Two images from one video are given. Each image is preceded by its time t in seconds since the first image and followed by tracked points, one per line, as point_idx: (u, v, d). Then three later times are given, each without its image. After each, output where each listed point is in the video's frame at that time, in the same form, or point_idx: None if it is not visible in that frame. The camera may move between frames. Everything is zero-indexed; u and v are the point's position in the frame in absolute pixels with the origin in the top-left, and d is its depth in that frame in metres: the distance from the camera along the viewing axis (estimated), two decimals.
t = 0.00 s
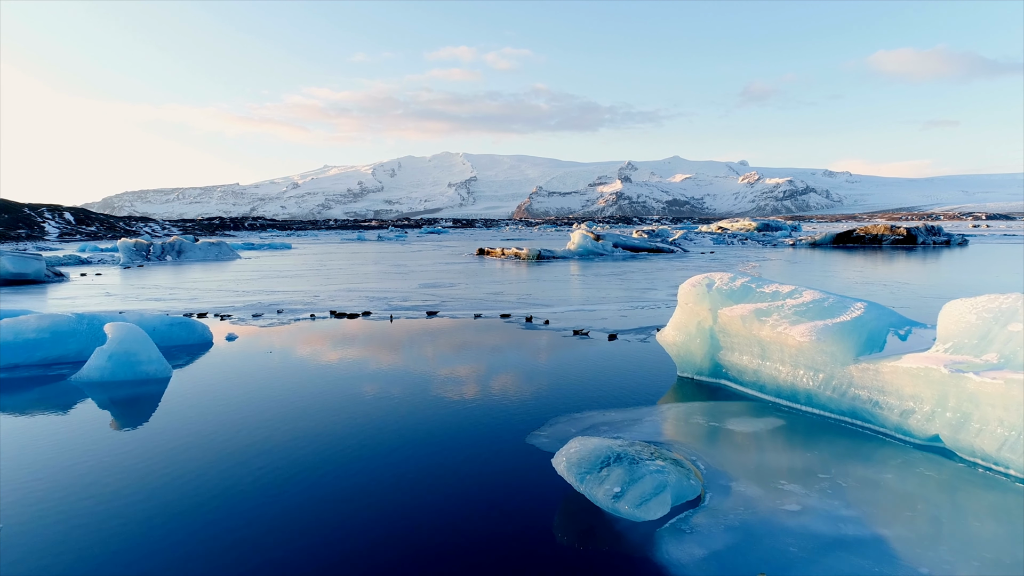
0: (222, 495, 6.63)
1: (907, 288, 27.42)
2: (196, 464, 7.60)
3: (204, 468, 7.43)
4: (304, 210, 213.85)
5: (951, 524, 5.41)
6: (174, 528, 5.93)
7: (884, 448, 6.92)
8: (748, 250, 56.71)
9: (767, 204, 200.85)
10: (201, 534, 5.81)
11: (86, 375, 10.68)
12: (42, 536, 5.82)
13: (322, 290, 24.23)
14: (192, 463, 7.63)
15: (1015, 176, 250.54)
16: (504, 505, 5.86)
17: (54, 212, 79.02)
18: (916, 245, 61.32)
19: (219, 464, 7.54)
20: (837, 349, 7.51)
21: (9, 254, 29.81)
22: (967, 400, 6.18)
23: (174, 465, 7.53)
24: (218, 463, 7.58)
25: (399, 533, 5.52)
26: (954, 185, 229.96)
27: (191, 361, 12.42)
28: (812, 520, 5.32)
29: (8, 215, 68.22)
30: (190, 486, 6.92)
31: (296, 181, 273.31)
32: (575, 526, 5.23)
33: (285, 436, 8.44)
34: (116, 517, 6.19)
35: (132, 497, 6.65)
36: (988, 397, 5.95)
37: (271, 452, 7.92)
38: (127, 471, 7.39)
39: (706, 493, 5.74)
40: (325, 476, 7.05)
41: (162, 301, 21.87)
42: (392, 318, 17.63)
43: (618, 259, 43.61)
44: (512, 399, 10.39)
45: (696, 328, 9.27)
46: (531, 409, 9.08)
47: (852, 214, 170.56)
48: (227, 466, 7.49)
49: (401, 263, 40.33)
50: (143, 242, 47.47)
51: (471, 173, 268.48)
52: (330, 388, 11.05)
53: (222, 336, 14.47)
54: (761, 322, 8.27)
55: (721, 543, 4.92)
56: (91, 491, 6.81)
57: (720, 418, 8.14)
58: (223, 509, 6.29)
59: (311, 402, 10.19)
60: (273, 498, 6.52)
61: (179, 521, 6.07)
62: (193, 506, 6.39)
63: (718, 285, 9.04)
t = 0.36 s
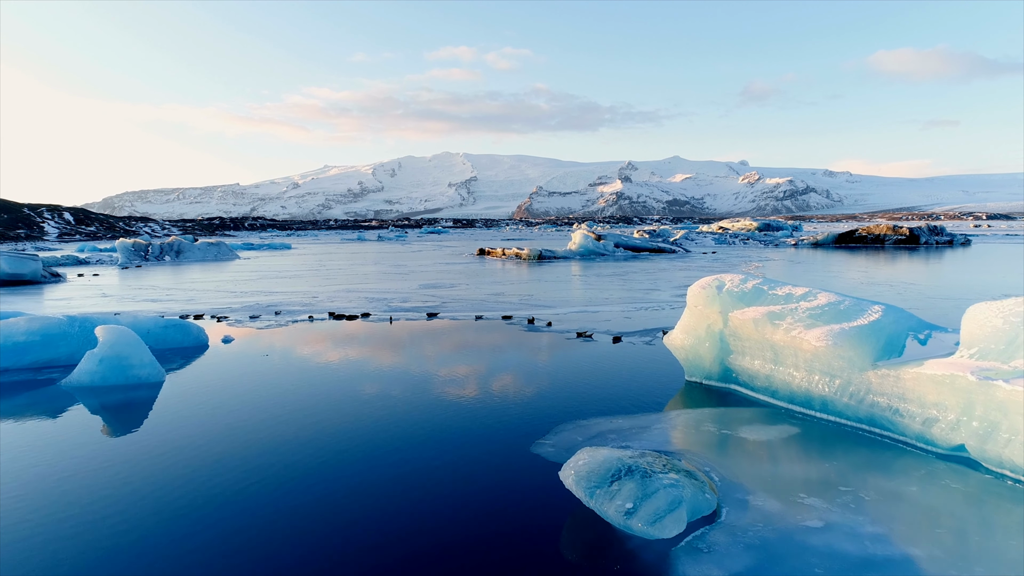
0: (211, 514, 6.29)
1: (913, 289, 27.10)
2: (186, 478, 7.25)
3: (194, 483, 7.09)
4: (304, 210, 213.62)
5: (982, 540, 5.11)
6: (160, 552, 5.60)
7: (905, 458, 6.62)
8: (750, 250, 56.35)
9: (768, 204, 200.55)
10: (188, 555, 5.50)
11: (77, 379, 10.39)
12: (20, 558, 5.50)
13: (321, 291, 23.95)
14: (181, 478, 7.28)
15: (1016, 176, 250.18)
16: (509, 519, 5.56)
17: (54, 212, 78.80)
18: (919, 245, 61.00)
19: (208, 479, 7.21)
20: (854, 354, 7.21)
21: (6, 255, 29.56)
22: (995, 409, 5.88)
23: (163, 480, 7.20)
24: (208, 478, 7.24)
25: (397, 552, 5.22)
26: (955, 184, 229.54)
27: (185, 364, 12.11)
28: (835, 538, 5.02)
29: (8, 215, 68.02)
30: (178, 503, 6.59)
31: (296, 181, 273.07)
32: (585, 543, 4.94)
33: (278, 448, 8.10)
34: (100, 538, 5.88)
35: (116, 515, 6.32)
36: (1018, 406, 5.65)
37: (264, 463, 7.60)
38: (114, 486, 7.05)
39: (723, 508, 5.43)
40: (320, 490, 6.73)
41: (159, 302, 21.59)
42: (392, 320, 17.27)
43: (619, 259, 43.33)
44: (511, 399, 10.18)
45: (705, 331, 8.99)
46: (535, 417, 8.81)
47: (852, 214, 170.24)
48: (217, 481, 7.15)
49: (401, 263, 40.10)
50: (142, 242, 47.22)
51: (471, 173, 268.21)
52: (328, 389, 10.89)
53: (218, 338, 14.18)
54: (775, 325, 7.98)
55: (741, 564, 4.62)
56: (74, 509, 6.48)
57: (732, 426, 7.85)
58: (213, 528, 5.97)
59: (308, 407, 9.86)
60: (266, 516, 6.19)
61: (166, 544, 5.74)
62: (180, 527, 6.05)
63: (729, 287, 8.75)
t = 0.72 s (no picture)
0: (200, 525, 5.99)
1: (918, 289, 26.80)
2: (175, 486, 6.95)
3: (183, 491, 6.79)
4: (304, 210, 213.37)
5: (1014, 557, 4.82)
6: (145, 567, 5.31)
7: (926, 468, 6.33)
8: (752, 250, 56.07)
9: (768, 204, 200.24)
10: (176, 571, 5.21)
11: (68, 384, 10.12)
12: None
13: (320, 292, 23.65)
14: (170, 486, 6.97)
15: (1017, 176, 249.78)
16: (513, 534, 5.27)
17: (53, 211, 78.62)
18: (921, 245, 60.66)
19: (199, 487, 6.90)
20: (871, 359, 6.94)
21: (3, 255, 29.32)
22: None
23: (151, 489, 6.90)
24: (198, 486, 6.94)
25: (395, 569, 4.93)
26: (956, 185, 229.07)
27: (179, 368, 11.83)
28: (860, 557, 4.73)
29: (7, 215, 67.84)
30: (166, 514, 6.28)
31: (296, 181, 272.93)
32: (594, 562, 4.65)
33: (272, 454, 7.82)
34: (82, 551, 5.59)
35: (100, 527, 6.01)
36: None
37: (257, 471, 7.31)
38: (99, 495, 6.75)
39: (738, 523, 5.15)
40: (315, 499, 6.45)
41: (156, 303, 21.33)
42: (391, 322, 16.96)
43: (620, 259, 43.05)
44: (511, 399, 9.98)
45: (714, 335, 8.72)
46: (534, 421, 8.52)
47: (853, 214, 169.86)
48: (208, 488, 6.86)
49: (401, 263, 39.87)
50: (141, 242, 46.98)
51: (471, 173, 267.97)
52: (327, 390, 10.71)
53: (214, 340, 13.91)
54: (788, 329, 7.70)
55: None
56: (55, 520, 6.18)
57: (743, 433, 7.56)
58: (202, 541, 5.68)
59: (304, 410, 9.58)
60: (258, 526, 5.90)
61: (152, 557, 5.45)
62: (166, 540, 5.75)
63: (739, 288, 8.48)
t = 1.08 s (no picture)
0: (188, 545, 5.66)
1: (924, 289, 26.43)
2: (162, 500, 6.61)
3: (171, 506, 6.45)
4: (304, 210, 213.05)
5: None
6: None
7: (952, 480, 6.04)
8: (754, 250, 55.71)
9: (769, 204, 199.79)
10: None
11: (56, 390, 9.81)
12: None
13: (319, 293, 23.34)
14: (157, 500, 6.64)
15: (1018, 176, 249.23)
16: (518, 553, 4.97)
17: (52, 211, 78.39)
18: (924, 245, 60.27)
19: (188, 501, 6.57)
20: (892, 365, 6.64)
21: None
22: None
23: (137, 504, 6.56)
24: (186, 500, 6.60)
25: None
26: (958, 185, 228.52)
27: (172, 372, 11.51)
28: None
29: (6, 215, 67.58)
30: (153, 532, 5.95)
31: (296, 181, 272.59)
32: None
33: (265, 464, 7.49)
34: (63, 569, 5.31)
35: (80, 545, 5.67)
36: None
37: (249, 483, 6.98)
38: (82, 510, 6.41)
39: (759, 543, 4.85)
40: (310, 515, 6.14)
41: (152, 305, 21.02)
42: (391, 323, 16.63)
43: (622, 259, 42.77)
44: (512, 399, 9.80)
45: (725, 339, 8.41)
46: (538, 419, 8.72)
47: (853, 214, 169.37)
48: (197, 503, 6.52)
49: (401, 263, 39.63)
50: (139, 242, 46.69)
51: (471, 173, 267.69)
52: (329, 389, 10.65)
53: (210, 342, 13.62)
54: (803, 333, 7.40)
55: None
56: (35, 537, 5.86)
57: (757, 442, 7.24)
58: (189, 561, 5.36)
59: (300, 417, 9.27)
60: (249, 545, 5.58)
61: None
62: (152, 561, 5.43)
63: (751, 290, 8.19)
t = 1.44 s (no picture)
0: (176, 562, 5.36)
1: (931, 289, 26.08)
2: (150, 514, 6.28)
3: (159, 519, 6.15)
4: (304, 211, 212.81)
5: None
6: None
7: (980, 492, 5.73)
8: (757, 250, 55.33)
9: (769, 203, 199.39)
10: None
11: (45, 396, 9.51)
12: None
13: (317, 294, 23.03)
14: (144, 513, 6.32)
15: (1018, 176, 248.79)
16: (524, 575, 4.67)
17: (52, 212, 78.17)
18: (927, 245, 59.92)
19: (177, 514, 6.26)
20: (914, 372, 6.35)
21: None
22: None
23: (124, 517, 6.23)
24: (176, 512, 6.28)
25: None
26: (959, 184, 227.82)
27: (166, 376, 11.22)
28: None
29: (5, 215, 67.37)
30: (140, 549, 5.60)
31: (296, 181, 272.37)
32: None
33: (260, 473, 7.19)
34: None
35: (62, 563, 5.35)
36: None
37: (243, 493, 6.68)
38: (65, 524, 6.08)
39: (782, 563, 4.55)
40: (306, 526, 5.86)
41: (148, 306, 20.72)
42: (390, 325, 16.30)
43: (623, 259, 42.47)
44: (511, 399, 9.71)
45: (736, 344, 8.11)
46: (539, 420, 8.59)
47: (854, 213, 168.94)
48: (187, 516, 6.21)
49: (401, 264, 39.36)
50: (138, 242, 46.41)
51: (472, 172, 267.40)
52: (329, 388, 10.63)
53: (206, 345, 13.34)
54: (820, 338, 7.10)
55: None
56: (13, 552, 5.57)
57: (771, 452, 6.92)
58: None
59: (296, 422, 8.97)
60: (242, 560, 5.31)
61: None
62: None
63: (764, 293, 7.90)
